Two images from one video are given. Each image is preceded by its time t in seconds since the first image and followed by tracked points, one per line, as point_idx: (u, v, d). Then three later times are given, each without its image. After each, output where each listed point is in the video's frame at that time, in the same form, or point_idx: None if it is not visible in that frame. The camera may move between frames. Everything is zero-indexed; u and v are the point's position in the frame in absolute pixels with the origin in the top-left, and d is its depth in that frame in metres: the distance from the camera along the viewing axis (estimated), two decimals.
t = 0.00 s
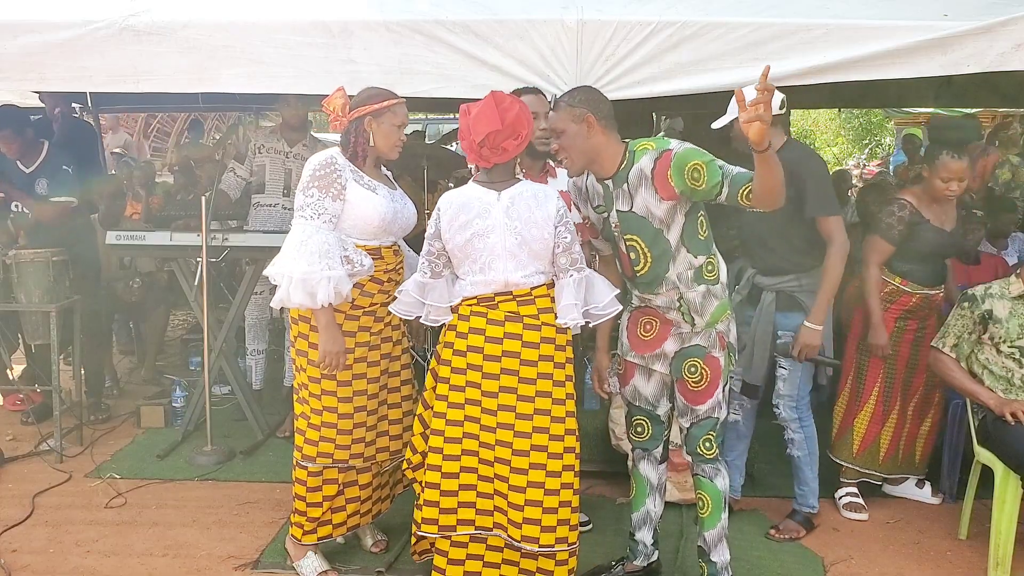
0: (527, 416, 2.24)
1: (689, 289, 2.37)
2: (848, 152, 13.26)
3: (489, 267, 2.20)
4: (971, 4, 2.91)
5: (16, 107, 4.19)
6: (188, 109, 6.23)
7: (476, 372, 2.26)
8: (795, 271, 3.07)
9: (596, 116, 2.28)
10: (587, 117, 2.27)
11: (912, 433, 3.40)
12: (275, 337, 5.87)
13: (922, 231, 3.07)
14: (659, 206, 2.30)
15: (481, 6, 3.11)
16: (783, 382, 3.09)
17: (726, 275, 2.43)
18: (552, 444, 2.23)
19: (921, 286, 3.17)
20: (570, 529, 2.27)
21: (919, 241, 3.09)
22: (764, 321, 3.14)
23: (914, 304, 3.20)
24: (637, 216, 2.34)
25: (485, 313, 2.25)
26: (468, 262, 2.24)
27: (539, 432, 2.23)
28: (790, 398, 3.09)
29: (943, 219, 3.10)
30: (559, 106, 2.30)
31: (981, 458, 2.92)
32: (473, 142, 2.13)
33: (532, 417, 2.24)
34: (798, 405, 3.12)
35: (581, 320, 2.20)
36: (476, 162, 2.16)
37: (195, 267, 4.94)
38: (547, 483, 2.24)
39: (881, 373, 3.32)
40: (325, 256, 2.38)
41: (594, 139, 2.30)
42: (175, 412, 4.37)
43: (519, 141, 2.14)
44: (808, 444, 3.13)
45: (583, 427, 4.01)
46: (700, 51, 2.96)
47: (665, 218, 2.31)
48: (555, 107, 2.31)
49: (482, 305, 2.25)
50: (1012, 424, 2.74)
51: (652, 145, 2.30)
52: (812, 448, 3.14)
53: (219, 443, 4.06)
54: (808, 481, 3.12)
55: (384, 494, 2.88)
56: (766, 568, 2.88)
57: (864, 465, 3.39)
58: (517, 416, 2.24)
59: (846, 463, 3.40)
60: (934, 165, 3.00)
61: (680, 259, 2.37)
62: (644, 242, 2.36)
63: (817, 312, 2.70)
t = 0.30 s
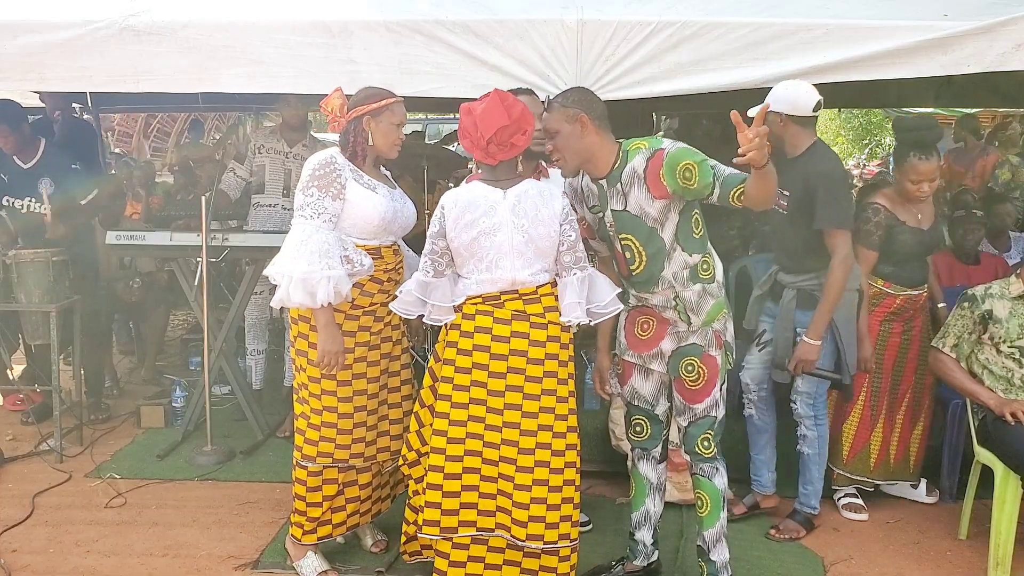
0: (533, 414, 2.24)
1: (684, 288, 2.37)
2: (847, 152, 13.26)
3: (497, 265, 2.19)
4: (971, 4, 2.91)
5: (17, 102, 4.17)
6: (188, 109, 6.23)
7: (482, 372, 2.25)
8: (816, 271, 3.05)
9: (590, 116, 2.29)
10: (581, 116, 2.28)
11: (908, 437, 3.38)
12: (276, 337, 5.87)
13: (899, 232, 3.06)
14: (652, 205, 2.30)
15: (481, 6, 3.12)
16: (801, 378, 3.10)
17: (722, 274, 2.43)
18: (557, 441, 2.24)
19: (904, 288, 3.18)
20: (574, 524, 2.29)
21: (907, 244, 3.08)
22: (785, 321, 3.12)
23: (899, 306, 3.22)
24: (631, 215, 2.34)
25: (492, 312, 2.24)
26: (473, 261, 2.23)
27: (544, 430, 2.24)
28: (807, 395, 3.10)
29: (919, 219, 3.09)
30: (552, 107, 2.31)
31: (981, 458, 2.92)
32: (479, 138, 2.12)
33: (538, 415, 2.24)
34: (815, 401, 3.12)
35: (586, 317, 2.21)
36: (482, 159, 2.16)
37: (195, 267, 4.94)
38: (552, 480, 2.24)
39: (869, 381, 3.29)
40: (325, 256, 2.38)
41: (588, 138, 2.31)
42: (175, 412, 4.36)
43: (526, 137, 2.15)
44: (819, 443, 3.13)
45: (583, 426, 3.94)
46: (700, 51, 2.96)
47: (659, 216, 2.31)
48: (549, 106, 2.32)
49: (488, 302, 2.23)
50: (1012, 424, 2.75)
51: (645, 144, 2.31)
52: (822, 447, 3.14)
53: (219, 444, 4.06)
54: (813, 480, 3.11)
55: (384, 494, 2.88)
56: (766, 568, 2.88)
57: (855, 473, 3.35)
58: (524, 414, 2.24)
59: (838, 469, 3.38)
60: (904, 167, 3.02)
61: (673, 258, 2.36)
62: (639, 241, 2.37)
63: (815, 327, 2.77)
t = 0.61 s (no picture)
0: (550, 414, 2.25)
1: (681, 287, 2.36)
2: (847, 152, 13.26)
3: (520, 263, 2.18)
4: (971, 4, 2.91)
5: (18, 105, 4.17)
6: (188, 109, 6.23)
7: (500, 372, 2.22)
8: (820, 271, 3.02)
9: (590, 110, 2.28)
10: (581, 111, 2.28)
11: (912, 446, 3.30)
12: (276, 337, 5.87)
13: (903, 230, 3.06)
14: (650, 202, 2.30)
15: (481, 6, 3.11)
16: (809, 378, 3.11)
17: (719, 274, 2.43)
18: (569, 440, 2.27)
19: (907, 286, 3.16)
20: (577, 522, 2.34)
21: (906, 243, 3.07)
22: (790, 319, 3.14)
23: (904, 305, 3.18)
24: (628, 212, 2.34)
25: (513, 311, 2.21)
26: (493, 260, 2.20)
27: (558, 429, 2.26)
28: (817, 395, 3.10)
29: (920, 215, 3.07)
30: (554, 100, 2.31)
31: (981, 458, 2.92)
32: (509, 134, 2.13)
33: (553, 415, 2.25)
34: (825, 401, 3.12)
35: (608, 315, 2.27)
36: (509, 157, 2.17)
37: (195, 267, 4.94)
38: (562, 480, 2.28)
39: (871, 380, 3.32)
40: (324, 257, 2.38)
41: (590, 134, 2.31)
42: (175, 412, 4.36)
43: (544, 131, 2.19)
44: (828, 442, 3.11)
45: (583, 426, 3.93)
46: (700, 51, 2.95)
47: (657, 214, 2.32)
48: (551, 100, 2.32)
49: (506, 302, 2.21)
50: (1012, 424, 2.75)
51: (643, 142, 2.32)
52: (830, 446, 3.12)
53: (219, 443, 4.06)
54: (818, 480, 3.12)
55: (383, 494, 2.88)
56: (766, 568, 2.88)
57: (850, 470, 3.38)
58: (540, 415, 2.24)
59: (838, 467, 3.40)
60: (903, 167, 3.03)
61: (671, 257, 2.36)
62: (636, 237, 2.37)
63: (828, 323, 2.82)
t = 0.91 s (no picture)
0: (589, 411, 2.26)
1: (672, 285, 2.36)
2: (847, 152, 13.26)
3: (553, 258, 2.18)
4: (971, 4, 2.91)
5: (17, 98, 4.16)
6: (188, 109, 6.22)
7: (550, 373, 2.17)
8: (819, 270, 3.02)
9: (588, 104, 2.28)
10: (579, 105, 2.28)
11: (923, 449, 3.20)
12: (276, 337, 5.87)
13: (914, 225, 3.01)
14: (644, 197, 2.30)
15: (481, 6, 3.11)
16: (811, 378, 3.11)
17: (715, 276, 2.42)
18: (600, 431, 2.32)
19: (921, 284, 3.08)
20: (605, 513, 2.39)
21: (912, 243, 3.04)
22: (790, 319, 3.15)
23: (918, 308, 3.11)
24: (623, 206, 2.35)
25: (550, 312, 2.19)
26: (526, 257, 2.18)
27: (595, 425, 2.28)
28: (819, 394, 3.10)
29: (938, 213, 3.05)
30: (555, 95, 2.33)
31: (981, 458, 2.91)
32: (537, 129, 2.17)
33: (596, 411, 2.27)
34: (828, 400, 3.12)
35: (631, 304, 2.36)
36: (529, 155, 2.21)
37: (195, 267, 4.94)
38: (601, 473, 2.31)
39: (883, 381, 3.21)
40: (322, 257, 2.37)
41: (589, 129, 2.31)
42: (175, 412, 4.36)
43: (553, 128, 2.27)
44: (830, 441, 3.10)
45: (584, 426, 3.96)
46: (700, 51, 2.95)
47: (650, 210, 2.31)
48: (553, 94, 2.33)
49: (542, 302, 2.19)
50: (1012, 424, 2.75)
51: (641, 137, 2.32)
52: (832, 446, 3.11)
53: (219, 444, 4.06)
54: (818, 479, 3.11)
55: (384, 494, 2.88)
56: (766, 568, 2.88)
57: (866, 479, 3.27)
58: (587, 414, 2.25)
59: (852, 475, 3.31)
60: (923, 165, 3.00)
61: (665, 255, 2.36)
62: (629, 233, 2.37)
63: (817, 321, 2.83)
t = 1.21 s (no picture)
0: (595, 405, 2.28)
1: (666, 284, 2.36)
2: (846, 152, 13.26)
3: (558, 258, 2.20)
4: (971, 4, 2.91)
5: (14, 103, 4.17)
6: (188, 109, 6.22)
7: (564, 369, 2.18)
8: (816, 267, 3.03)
9: (584, 106, 2.29)
10: (575, 108, 2.29)
11: (931, 453, 3.13)
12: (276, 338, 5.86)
13: (920, 224, 3.00)
14: (633, 195, 2.31)
15: (481, 6, 3.11)
16: (809, 377, 3.11)
17: (712, 274, 2.40)
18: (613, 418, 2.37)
19: (924, 284, 3.05)
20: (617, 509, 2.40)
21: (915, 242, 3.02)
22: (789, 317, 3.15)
23: (921, 306, 3.06)
24: (615, 207, 2.36)
25: (556, 310, 2.21)
26: (536, 256, 2.18)
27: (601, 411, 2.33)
28: (819, 394, 3.10)
29: (944, 213, 3.02)
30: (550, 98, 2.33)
31: (981, 458, 2.91)
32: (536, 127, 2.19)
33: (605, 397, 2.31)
34: (827, 400, 3.11)
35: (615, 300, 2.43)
36: (526, 154, 2.21)
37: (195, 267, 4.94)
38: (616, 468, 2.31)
39: (890, 381, 3.14)
40: (319, 258, 2.37)
41: (584, 132, 2.32)
42: (175, 412, 4.36)
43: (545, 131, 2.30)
44: (831, 440, 3.10)
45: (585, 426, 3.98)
46: (700, 51, 2.95)
47: (640, 209, 2.32)
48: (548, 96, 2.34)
49: (549, 302, 2.20)
50: (1012, 424, 2.75)
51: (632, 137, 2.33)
52: (832, 445, 3.11)
53: (219, 443, 4.06)
54: (818, 479, 3.11)
55: (384, 494, 2.88)
56: (766, 568, 2.88)
57: (876, 484, 3.17)
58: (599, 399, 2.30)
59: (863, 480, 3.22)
60: (928, 163, 2.97)
61: (657, 255, 2.36)
62: (623, 234, 2.38)
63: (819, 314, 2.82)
